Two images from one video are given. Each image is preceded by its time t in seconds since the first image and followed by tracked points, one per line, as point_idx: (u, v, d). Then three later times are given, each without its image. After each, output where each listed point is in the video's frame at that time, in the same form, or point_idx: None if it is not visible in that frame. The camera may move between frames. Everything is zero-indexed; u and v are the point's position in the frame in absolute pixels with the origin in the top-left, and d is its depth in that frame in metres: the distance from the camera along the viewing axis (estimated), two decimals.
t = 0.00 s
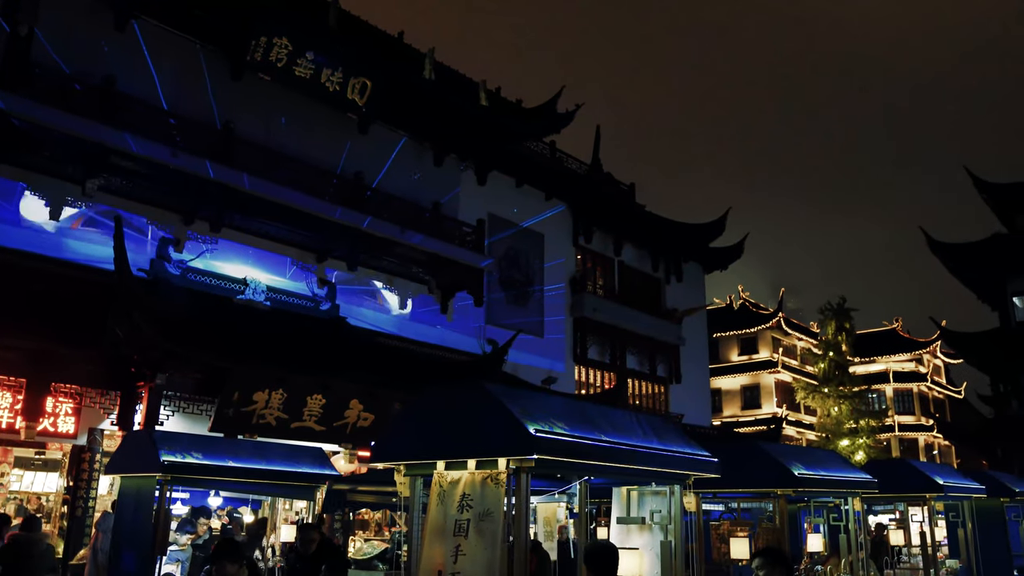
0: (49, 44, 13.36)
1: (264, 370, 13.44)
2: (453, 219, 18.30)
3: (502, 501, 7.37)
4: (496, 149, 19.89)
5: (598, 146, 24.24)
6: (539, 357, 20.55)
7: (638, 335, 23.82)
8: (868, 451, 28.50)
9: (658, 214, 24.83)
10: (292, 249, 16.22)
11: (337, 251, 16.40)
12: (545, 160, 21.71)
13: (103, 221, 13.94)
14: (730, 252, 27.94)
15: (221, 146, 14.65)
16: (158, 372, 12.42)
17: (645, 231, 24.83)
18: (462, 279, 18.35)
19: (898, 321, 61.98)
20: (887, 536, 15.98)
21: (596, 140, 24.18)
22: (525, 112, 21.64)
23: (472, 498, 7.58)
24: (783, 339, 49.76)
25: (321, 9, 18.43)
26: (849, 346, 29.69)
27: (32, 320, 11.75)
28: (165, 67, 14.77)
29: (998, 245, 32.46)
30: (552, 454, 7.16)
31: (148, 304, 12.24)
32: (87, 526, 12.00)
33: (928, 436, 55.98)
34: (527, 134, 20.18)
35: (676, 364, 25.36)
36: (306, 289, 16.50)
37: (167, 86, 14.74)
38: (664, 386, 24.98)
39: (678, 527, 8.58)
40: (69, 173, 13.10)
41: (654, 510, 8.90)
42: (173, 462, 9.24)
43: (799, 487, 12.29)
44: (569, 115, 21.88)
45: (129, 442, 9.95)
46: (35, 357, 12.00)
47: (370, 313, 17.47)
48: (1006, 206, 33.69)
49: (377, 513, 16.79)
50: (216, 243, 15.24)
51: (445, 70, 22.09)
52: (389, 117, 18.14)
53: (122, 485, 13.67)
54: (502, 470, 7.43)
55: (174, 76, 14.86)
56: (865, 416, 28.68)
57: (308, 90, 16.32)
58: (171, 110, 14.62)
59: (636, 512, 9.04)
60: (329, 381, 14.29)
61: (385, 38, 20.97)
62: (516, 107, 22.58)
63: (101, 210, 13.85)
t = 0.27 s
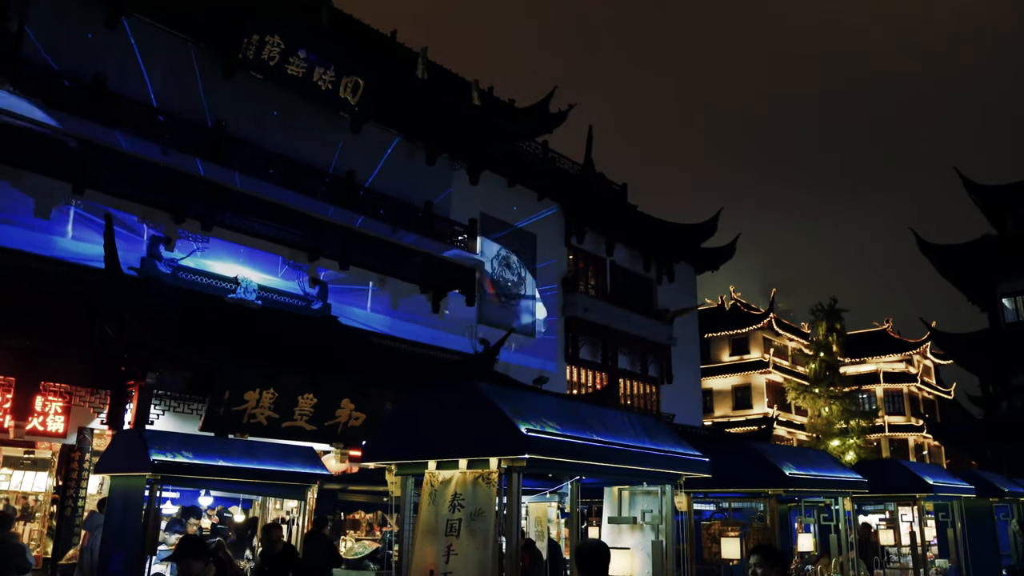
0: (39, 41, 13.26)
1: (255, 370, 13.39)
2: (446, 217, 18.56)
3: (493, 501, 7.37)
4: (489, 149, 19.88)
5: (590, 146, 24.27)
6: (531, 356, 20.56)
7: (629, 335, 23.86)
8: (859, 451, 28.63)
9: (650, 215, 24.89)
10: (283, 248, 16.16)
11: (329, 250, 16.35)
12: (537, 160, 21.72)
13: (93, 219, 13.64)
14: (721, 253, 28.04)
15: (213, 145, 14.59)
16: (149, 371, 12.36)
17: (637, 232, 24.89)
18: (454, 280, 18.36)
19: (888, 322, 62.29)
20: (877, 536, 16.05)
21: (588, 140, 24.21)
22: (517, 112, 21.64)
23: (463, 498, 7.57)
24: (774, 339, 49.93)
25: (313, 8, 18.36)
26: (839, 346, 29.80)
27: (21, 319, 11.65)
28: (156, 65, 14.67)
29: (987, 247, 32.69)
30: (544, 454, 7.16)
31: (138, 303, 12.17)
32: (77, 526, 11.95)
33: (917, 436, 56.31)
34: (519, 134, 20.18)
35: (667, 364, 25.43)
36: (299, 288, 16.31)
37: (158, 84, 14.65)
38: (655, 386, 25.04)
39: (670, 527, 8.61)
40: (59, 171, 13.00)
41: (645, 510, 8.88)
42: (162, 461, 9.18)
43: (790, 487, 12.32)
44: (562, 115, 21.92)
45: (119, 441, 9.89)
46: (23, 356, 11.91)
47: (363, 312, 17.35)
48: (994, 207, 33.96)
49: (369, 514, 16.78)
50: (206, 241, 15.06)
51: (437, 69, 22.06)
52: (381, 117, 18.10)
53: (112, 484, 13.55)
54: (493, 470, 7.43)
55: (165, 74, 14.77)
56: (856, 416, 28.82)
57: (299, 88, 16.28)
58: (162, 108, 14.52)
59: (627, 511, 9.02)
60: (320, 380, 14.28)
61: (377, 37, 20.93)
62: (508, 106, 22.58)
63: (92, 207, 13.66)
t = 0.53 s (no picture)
0: (26, 38, 13.14)
1: (244, 369, 13.33)
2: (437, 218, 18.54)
3: (483, 500, 7.36)
4: (480, 148, 19.85)
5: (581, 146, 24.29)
6: (520, 356, 20.56)
7: (619, 335, 23.90)
8: (847, 451, 28.78)
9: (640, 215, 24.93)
10: (273, 247, 16.10)
11: (319, 250, 16.30)
12: (528, 159, 21.71)
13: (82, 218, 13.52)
14: (711, 253, 28.12)
15: (202, 143, 14.50)
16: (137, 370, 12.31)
17: (627, 232, 24.93)
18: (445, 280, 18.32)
19: (876, 323, 62.63)
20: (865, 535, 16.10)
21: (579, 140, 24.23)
22: (508, 112, 21.63)
23: (453, 497, 7.55)
24: (763, 339, 50.12)
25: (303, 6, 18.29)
26: (828, 347, 29.92)
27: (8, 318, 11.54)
28: (145, 62, 14.57)
29: (974, 248, 32.93)
30: (533, 453, 7.16)
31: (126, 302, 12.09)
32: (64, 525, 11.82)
33: (905, 436, 56.66)
34: (510, 134, 20.16)
35: (657, 364, 25.49)
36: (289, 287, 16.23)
37: (147, 81, 14.54)
38: (645, 386, 25.10)
39: (659, 526, 8.62)
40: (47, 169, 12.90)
41: (634, 510, 8.90)
42: (150, 461, 9.14)
43: (779, 487, 12.34)
44: (553, 115, 21.93)
45: (106, 440, 9.81)
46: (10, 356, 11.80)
47: (353, 312, 17.23)
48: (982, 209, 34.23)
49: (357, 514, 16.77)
50: (196, 240, 14.98)
51: (428, 68, 22.02)
52: (371, 116, 18.05)
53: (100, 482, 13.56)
54: (483, 469, 7.41)
55: (153, 72, 14.67)
56: (844, 417, 28.96)
57: (289, 87, 16.22)
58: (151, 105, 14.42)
59: (617, 511, 9.04)
60: (309, 379, 14.25)
61: (367, 36, 20.87)
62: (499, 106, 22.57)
63: (81, 206, 13.53)
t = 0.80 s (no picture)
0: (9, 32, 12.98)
1: (230, 368, 13.25)
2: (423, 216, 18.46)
3: (469, 499, 7.31)
4: (467, 147, 19.84)
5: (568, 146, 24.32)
6: (506, 355, 20.52)
7: (606, 335, 23.95)
8: (832, 451, 29.00)
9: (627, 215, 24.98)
10: (259, 245, 15.99)
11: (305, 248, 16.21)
12: (516, 159, 21.71)
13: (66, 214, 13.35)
14: (697, 254, 28.23)
15: (188, 138, 14.39)
16: (121, 367, 12.25)
17: (614, 232, 25.00)
18: (432, 279, 18.26)
19: (861, 323, 63.08)
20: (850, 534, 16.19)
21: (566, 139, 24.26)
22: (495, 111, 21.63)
23: (439, 495, 7.52)
24: (749, 340, 50.39)
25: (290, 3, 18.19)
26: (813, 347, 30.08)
27: None
28: (131, 58, 14.44)
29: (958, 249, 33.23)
30: (520, 451, 7.12)
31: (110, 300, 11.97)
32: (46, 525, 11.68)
33: (889, 437, 57.11)
34: (498, 133, 20.17)
35: (643, 364, 25.57)
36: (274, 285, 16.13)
37: (132, 77, 14.42)
38: (631, 386, 25.17)
39: (646, 525, 8.59)
40: (30, 165, 12.78)
41: (621, 508, 8.88)
42: (134, 459, 9.04)
43: (765, 485, 12.38)
44: (540, 115, 21.95)
45: (89, 439, 9.69)
46: None
47: (339, 310, 17.10)
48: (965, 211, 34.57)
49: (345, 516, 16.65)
50: (181, 237, 14.86)
51: (416, 66, 21.97)
52: (359, 114, 18.00)
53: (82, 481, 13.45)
54: (470, 467, 7.37)
55: (139, 67, 14.55)
56: (829, 417, 29.19)
57: (276, 83, 16.14)
58: (136, 101, 14.29)
59: (603, 509, 9.04)
60: (294, 377, 14.18)
61: (355, 33, 20.80)
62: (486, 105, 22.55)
63: (64, 202, 13.35)
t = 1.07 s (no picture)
0: None
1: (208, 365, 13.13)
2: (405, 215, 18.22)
3: (452, 495, 7.19)
4: (449, 145, 19.82)
5: (550, 146, 24.38)
6: (487, 354, 20.51)
7: (586, 335, 24.04)
8: (809, 452, 29.32)
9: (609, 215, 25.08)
10: (238, 242, 15.86)
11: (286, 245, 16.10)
12: (498, 158, 21.73)
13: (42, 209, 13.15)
14: (678, 254, 28.42)
15: (169, 133, 14.18)
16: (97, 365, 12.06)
17: (595, 232, 25.10)
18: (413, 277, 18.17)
19: (837, 325, 63.81)
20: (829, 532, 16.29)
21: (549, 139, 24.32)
22: (478, 110, 21.64)
23: (421, 492, 7.39)
24: (728, 341, 50.77)
25: None
26: (791, 348, 30.37)
27: None
28: (109, 52, 14.26)
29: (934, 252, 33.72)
30: (505, 447, 7.09)
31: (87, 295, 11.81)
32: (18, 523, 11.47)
33: (865, 437, 57.74)
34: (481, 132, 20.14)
35: (623, 364, 25.70)
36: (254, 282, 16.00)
37: (111, 70, 14.23)
38: (610, 385, 25.29)
39: (628, 523, 8.59)
40: (5, 159, 12.58)
41: (604, 506, 8.90)
42: (110, 456, 8.89)
43: (749, 484, 12.39)
44: (522, 115, 21.99)
45: (64, 436, 9.54)
46: None
47: (318, 308, 16.98)
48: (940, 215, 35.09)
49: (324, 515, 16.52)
50: (160, 233, 14.71)
51: (398, 64, 21.92)
52: (341, 111, 17.92)
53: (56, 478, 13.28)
54: (454, 463, 7.27)
55: (118, 61, 14.37)
56: (805, 417, 29.45)
57: (257, 79, 15.95)
58: (114, 95, 14.09)
59: (586, 507, 9.05)
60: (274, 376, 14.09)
61: (337, 30, 20.71)
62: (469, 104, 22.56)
63: (40, 196, 13.12)
